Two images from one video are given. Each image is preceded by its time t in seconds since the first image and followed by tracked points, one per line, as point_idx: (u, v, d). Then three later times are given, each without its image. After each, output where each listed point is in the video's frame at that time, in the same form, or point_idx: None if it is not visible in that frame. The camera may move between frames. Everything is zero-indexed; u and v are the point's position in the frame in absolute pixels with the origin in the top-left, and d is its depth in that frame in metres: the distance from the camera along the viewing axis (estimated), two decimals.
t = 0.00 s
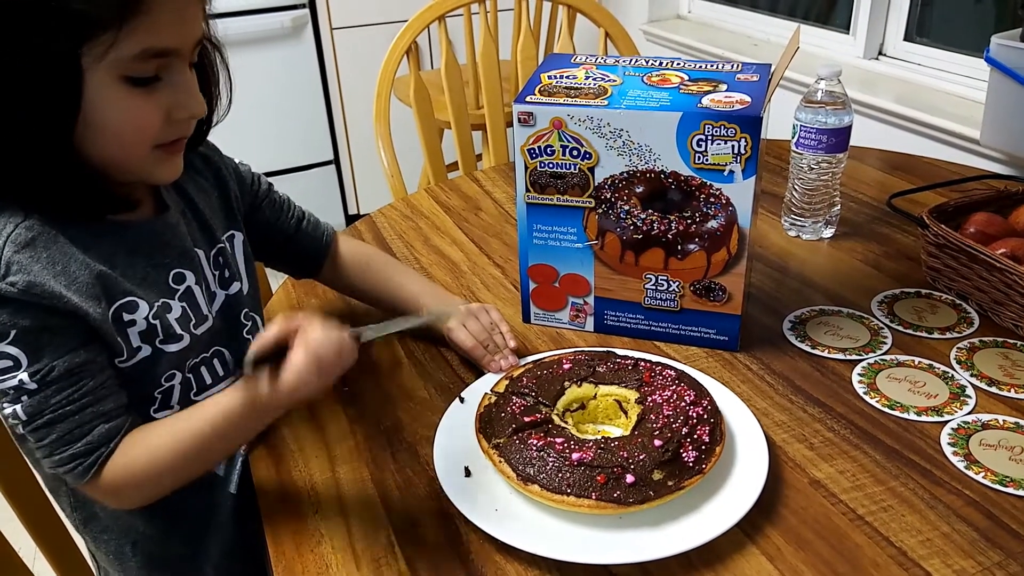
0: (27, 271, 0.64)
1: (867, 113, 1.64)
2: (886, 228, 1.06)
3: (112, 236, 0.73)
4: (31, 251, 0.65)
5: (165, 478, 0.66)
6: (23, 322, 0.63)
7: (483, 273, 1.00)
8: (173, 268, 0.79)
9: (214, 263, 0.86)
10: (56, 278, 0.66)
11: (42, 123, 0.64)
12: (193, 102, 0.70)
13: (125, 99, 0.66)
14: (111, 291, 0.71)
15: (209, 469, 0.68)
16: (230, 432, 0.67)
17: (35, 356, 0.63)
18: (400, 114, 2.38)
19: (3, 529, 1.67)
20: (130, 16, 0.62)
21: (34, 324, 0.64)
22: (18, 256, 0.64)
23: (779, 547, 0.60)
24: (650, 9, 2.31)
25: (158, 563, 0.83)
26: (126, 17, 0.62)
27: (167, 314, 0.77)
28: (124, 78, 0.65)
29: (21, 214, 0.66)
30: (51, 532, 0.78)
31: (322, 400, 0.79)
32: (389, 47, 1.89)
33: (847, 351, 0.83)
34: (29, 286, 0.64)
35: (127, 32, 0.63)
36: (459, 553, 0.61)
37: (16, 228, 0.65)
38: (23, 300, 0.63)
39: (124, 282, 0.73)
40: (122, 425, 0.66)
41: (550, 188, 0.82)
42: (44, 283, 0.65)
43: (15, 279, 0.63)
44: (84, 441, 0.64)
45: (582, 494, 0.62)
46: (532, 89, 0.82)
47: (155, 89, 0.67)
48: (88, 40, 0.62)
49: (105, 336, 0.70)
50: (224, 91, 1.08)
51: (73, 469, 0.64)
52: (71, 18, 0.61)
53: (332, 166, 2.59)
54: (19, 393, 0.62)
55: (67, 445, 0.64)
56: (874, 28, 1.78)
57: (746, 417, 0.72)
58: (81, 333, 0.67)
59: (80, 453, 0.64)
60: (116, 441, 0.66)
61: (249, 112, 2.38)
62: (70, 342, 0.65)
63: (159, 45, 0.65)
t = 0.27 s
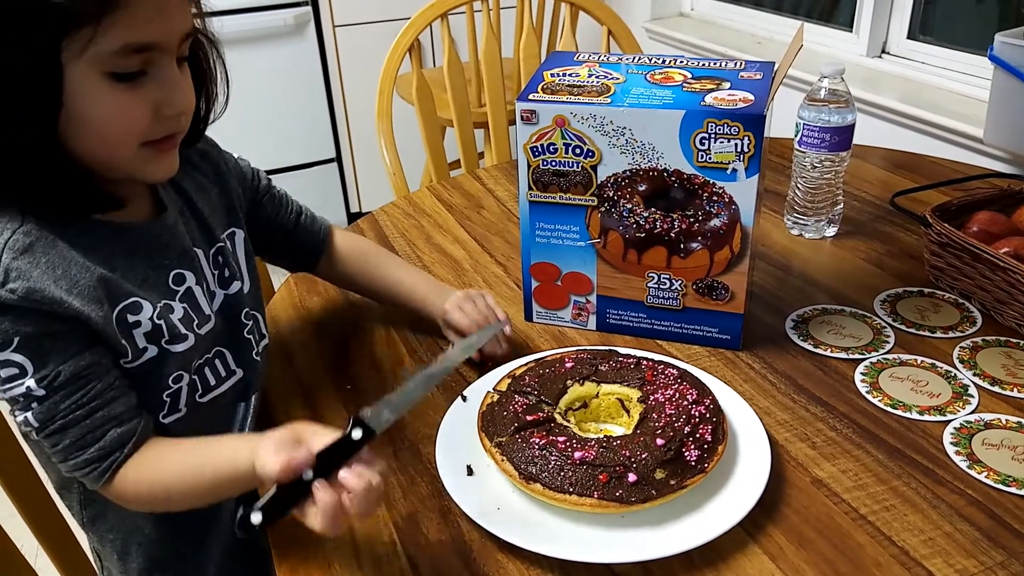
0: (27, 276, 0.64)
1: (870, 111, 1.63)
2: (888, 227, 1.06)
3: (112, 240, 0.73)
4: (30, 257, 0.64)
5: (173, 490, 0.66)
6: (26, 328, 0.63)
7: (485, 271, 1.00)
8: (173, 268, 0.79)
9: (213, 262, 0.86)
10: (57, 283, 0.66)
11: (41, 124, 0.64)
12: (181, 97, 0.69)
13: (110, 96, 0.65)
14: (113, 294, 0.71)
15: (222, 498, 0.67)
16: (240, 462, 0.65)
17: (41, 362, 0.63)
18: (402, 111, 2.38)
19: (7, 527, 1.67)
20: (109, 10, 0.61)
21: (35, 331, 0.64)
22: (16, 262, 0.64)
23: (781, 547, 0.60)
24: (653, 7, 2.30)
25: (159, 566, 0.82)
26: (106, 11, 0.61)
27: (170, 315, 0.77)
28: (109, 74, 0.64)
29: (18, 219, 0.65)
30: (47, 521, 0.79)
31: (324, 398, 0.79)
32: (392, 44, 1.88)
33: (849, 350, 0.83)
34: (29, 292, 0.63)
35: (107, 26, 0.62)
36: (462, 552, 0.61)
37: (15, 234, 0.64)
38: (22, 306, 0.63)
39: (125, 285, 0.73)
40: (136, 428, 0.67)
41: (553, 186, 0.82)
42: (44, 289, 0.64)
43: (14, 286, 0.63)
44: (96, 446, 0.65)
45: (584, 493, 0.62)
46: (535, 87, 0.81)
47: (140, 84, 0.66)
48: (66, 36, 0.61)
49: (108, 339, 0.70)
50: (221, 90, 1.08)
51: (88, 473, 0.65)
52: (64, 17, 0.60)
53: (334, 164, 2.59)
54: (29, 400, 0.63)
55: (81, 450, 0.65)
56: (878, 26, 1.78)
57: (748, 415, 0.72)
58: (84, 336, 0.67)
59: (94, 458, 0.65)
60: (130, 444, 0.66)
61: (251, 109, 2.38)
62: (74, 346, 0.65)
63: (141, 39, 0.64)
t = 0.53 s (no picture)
0: (32, 288, 0.61)
1: (871, 113, 1.64)
2: (889, 229, 1.06)
3: (114, 247, 0.70)
4: (34, 267, 0.62)
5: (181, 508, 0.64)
6: (31, 341, 0.61)
7: (486, 271, 1.00)
8: (175, 273, 0.76)
9: (213, 264, 0.84)
10: (61, 294, 0.63)
11: (41, 125, 0.61)
12: (176, 101, 0.66)
13: (103, 102, 0.62)
14: (117, 304, 0.68)
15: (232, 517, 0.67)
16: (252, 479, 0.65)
17: (47, 374, 0.61)
18: (403, 112, 2.38)
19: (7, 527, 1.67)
20: (98, 12, 0.58)
21: (41, 343, 0.61)
22: (20, 274, 0.61)
23: (781, 548, 0.60)
24: (653, 8, 2.30)
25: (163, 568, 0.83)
26: (95, 12, 0.58)
27: (175, 321, 0.75)
28: (101, 79, 0.61)
29: (18, 231, 0.62)
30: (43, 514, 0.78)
31: (324, 398, 0.79)
32: (393, 45, 1.88)
33: (850, 352, 0.83)
34: (35, 304, 0.61)
35: (97, 27, 0.59)
36: (462, 553, 0.61)
37: (14, 245, 0.61)
38: (28, 319, 0.61)
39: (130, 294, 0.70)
40: (146, 440, 0.66)
41: (554, 186, 0.82)
42: (49, 300, 0.62)
43: (19, 299, 0.60)
44: (106, 458, 0.63)
45: (584, 494, 0.62)
46: (536, 88, 0.82)
47: (132, 89, 0.63)
48: (57, 38, 0.58)
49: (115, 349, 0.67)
50: (219, 91, 1.08)
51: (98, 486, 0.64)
52: (59, 19, 0.58)
53: (335, 164, 2.58)
54: (36, 413, 0.61)
55: (89, 462, 0.63)
56: (879, 28, 1.78)
57: (748, 415, 0.72)
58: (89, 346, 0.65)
59: (104, 470, 0.64)
60: (142, 456, 0.65)
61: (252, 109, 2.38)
62: (80, 356, 0.63)
63: (135, 41, 0.61)
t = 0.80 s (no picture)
0: (52, 281, 0.62)
1: (874, 110, 1.63)
2: (891, 227, 1.06)
3: (128, 246, 0.69)
4: (52, 263, 0.62)
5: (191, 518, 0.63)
6: (51, 336, 0.60)
7: (487, 268, 1.00)
8: (182, 271, 0.75)
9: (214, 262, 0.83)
10: (79, 289, 0.63)
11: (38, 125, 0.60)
12: (173, 87, 0.64)
13: (96, 89, 0.60)
14: (136, 299, 0.68)
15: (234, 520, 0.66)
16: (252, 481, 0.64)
17: (69, 371, 0.61)
18: (404, 108, 2.37)
19: (8, 523, 1.67)
20: None
21: (62, 337, 0.61)
22: (38, 269, 0.62)
23: (783, 547, 0.60)
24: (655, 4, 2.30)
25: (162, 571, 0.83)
26: None
27: (185, 320, 0.73)
28: (93, 65, 0.59)
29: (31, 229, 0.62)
30: (42, 508, 0.78)
31: (326, 395, 0.79)
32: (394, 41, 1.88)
33: (852, 350, 0.83)
34: (56, 296, 0.61)
35: (85, 14, 0.57)
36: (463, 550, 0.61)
37: (29, 242, 0.62)
38: (49, 312, 0.61)
39: (144, 292, 0.69)
40: (176, 438, 0.64)
41: (556, 184, 0.81)
42: (69, 294, 0.62)
43: (40, 292, 0.61)
44: (134, 457, 0.62)
45: (586, 491, 0.62)
46: (538, 84, 0.81)
47: (128, 76, 0.61)
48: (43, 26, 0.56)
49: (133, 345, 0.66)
50: (219, 86, 1.07)
51: (126, 487, 0.62)
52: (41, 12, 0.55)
53: (336, 161, 2.58)
54: (59, 411, 0.60)
55: (116, 463, 0.62)
56: (882, 25, 1.77)
57: (750, 413, 0.72)
58: (107, 343, 0.64)
59: (132, 471, 0.62)
60: (173, 453, 0.64)
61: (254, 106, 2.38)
62: (99, 351, 0.63)
63: (124, 26, 0.59)
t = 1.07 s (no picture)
0: (72, 281, 0.61)
1: (873, 107, 1.63)
2: (891, 224, 1.06)
3: (140, 242, 0.69)
4: (69, 262, 0.62)
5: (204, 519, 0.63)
6: (72, 336, 0.60)
7: (487, 265, 1.00)
8: (191, 269, 0.75)
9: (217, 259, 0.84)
10: (97, 288, 0.62)
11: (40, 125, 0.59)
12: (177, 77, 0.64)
13: (97, 78, 0.59)
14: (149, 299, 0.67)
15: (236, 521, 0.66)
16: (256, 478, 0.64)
17: (88, 373, 0.60)
18: (404, 106, 2.37)
19: (7, 521, 1.67)
20: None
21: (82, 337, 0.61)
22: (57, 268, 0.61)
23: (784, 544, 0.60)
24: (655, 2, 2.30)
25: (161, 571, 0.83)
26: None
27: (197, 318, 0.73)
28: (96, 53, 0.59)
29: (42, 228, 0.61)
30: (39, 506, 0.78)
31: (325, 393, 0.79)
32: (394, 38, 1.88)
33: (852, 347, 0.82)
34: (76, 296, 0.61)
35: None
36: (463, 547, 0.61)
37: (43, 242, 0.61)
38: (69, 312, 0.60)
39: (157, 292, 0.69)
40: (198, 439, 0.64)
41: (556, 181, 0.81)
42: (89, 293, 0.61)
43: (60, 292, 0.60)
44: (156, 460, 0.62)
45: (586, 488, 0.62)
46: (538, 81, 0.81)
47: (132, 63, 0.61)
48: (45, 11, 0.55)
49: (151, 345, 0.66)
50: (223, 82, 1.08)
51: (147, 491, 0.62)
52: None
53: (336, 158, 2.58)
54: (77, 414, 0.60)
55: (137, 466, 0.62)
56: (881, 22, 1.77)
57: (749, 410, 0.72)
58: (125, 342, 0.64)
59: (154, 473, 0.62)
60: (196, 455, 0.63)
61: (254, 103, 2.38)
62: (119, 352, 0.62)
63: (130, 13, 0.58)
